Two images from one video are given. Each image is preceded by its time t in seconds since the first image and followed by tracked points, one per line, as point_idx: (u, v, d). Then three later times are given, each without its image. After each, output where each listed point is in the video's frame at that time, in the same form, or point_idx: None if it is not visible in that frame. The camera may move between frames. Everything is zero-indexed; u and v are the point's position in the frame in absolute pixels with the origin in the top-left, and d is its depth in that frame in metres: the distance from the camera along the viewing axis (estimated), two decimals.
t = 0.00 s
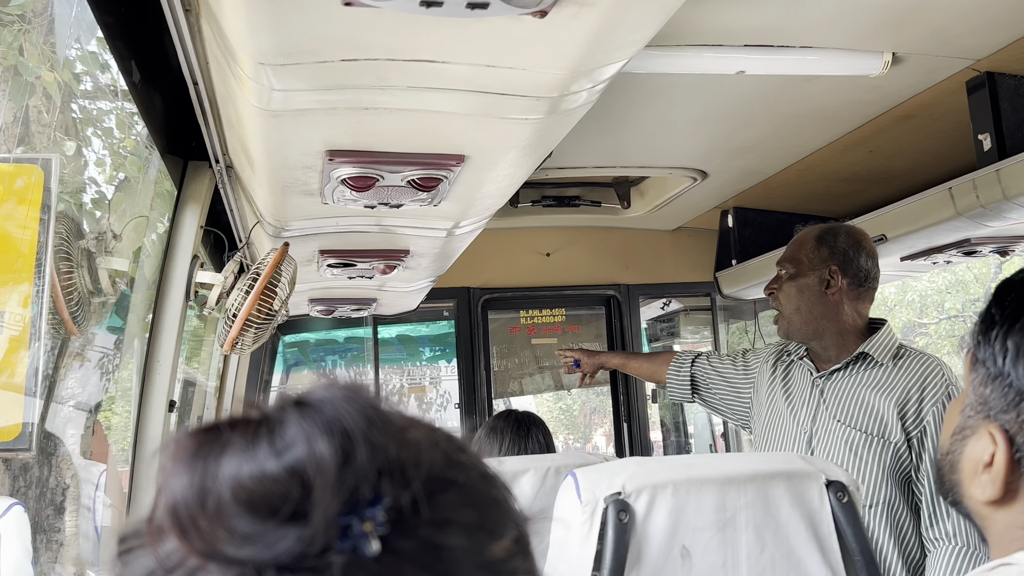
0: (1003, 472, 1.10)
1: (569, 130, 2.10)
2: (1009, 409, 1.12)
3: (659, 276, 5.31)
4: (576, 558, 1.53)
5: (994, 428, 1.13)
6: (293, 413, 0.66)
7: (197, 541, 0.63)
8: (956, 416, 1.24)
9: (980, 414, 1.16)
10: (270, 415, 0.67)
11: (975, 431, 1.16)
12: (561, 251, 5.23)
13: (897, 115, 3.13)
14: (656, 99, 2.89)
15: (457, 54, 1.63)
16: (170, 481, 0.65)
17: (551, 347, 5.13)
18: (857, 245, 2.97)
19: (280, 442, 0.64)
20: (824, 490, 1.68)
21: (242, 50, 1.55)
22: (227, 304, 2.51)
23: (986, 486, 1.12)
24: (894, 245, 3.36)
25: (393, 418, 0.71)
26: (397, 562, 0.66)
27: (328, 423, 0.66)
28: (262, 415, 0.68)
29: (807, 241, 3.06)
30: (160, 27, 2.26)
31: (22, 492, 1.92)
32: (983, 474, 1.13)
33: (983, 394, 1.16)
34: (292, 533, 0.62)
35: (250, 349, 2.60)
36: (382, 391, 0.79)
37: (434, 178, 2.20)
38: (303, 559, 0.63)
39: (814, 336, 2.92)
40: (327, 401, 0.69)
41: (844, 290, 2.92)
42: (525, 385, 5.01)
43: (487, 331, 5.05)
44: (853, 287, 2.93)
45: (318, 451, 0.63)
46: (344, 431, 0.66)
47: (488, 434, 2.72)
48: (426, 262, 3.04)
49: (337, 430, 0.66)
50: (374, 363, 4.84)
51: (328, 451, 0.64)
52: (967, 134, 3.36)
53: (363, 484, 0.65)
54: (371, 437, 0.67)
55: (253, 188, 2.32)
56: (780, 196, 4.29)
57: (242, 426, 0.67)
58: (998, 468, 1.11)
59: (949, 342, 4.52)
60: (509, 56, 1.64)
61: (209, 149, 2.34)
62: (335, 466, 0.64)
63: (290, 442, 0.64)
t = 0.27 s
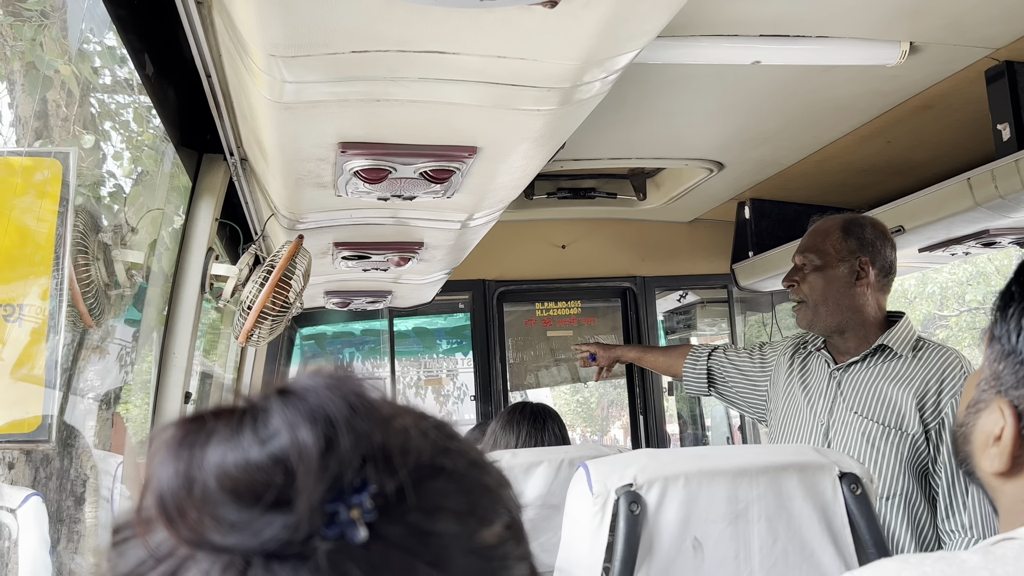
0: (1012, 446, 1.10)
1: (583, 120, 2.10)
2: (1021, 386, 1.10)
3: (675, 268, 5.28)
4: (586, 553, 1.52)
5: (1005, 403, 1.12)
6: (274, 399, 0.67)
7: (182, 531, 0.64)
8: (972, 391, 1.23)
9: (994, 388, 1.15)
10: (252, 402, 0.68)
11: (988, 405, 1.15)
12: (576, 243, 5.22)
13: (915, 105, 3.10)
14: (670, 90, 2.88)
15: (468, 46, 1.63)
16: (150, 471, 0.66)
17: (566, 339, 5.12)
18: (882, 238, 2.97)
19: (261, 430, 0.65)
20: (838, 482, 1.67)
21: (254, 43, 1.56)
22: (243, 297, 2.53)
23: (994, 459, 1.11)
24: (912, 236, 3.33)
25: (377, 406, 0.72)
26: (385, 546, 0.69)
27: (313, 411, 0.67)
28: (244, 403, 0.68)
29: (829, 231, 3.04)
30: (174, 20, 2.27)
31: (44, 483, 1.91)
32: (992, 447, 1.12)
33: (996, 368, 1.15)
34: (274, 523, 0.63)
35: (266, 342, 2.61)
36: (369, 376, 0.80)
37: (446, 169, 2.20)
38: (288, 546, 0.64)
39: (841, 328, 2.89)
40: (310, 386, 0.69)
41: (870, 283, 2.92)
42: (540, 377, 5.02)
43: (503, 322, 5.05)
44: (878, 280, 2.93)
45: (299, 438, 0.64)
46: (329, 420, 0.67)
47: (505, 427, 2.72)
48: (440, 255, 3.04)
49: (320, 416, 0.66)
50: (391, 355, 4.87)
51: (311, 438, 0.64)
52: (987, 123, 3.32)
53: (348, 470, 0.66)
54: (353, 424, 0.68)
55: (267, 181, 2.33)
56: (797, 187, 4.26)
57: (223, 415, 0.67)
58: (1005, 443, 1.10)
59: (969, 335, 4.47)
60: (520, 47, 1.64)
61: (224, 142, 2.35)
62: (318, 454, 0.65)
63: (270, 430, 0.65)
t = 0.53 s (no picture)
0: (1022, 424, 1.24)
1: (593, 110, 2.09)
2: None
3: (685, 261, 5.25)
4: (597, 542, 1.53)
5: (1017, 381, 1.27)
6: (273, 396, 0.69)
7: (179, 524, 0.66)
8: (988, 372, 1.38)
9: (1008, 368, 1.30)
10: (253, 401, 0.70)
11: (1002, 384, 1.30)
12: (586, 236, 5.22)
13: (928, 95, 3.07)
14: (681, 81, 2.86)
15: (479, 35, 1.62)
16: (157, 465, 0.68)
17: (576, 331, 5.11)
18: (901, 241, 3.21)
19: (261, 425, 0.67)
20: (850, 472, 1.66)
21: (263, 33, 1.55)
22: (253, 289, 2.53)
23: (1006, 436, 1.26)
24: (925, 226, 3.30)
25: (372, 398, 0.73)
26: (385, 538, 0.68)
27: (305, 405, 0.69)
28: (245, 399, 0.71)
29: (867, 221, 3.13)
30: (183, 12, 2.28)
31: (55, 477, 1.91)
32: (1005, 425, 1.26)
33: (1011, 349, 1.30)
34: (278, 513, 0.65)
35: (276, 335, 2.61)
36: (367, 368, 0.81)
37: (456, 160, 2.20)
38: (285, 540, 0.65)
39: (861, 319, 2.96)
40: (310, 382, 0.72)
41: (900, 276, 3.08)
42: (551, 370, 5.01)
43: (512, 316, 5.04)
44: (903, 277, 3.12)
45: (299, 431, 0.66)
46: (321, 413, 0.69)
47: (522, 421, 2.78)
48: (450, 247, 3.04)
49: (319, 410, 0.69)
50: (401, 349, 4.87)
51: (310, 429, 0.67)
52: (1001, 113, 3.30)
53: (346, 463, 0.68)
54: (345, 417, 0.69)
55: (276, 173, 2.33)
56: (809, 179, 4.23)
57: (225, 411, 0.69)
58: (1017, 419, 1.24)
59: (983, 327, 4.41)
60: (530, 36, 1.63)
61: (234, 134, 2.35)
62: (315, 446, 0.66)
63: (270, 425, 0.67)
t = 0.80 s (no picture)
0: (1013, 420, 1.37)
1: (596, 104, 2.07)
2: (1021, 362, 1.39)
3: (689, 258, 5.22)
4: (602, 540, 1.51)
5: (1007, 378, 1.40)
6: (252, 398, 0.84)
7: (179, 512, 0.83)
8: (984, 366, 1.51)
9: (999, 365, 1.44)
10: (235, 402, 0.86)
11: (992, 381, 1.43)
12: (589, 233, 5.20)
13: (935, 89, 3.04)
14: (685, 75, 2.84)
15: (479, 29, 1.60)
16: (160, 465, 0.85)
17: (579, 330, 5.05)
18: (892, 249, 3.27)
19: (242, 428, 0.83)
20: (858, 469, 1.64)
21: (262, 27, 1.53)
22: (253, 287, 2.51)
23: (999, 433, 1.39)
24: (931, 222, 3.28)
25: (355, 399, 0.88)
26: (375, 537, 0.84)
27: (288, 410, 0.83)
28: (229, 401, 0.87)
29: (880, 219, 3.16)
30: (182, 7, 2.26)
31: (54, 477, 1.89)
32: (997, 421, 1.39)
33: (1001, 346, 1.44)
34: (264, 512, 0.80)
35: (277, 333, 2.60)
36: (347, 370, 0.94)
37: (457, 156, 2.18)
38: (274, 538, 0.81)
39: (874, 314, 2.96)
40: (288, 382, 0.87)
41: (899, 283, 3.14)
42: (554, 369, 4.97)
43: (515, 316, 5.01)
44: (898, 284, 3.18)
45: (275, 434, 0.81)
46: (302, 417, 0.83)
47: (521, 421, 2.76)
48: (452, 244, 3.02)
49: (296, 413, 0.83)
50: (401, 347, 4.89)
51: (287, 433, 0.81)
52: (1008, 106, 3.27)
53: (329, 463, 0.83)
54: (326, 420, 0.84)
55: (276, 170, 2.31)
56: (814, 174, 4.21)
57: (209, 413, 0.86)
58: (1008, 417, 1.38)
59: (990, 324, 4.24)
60: (532, 29, 1.61)
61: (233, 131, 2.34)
62: (295, 448, 0.81)
63: (250, 427, 0.83)
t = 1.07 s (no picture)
0: (969, 421, 1.35)
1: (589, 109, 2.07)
2: (976, 366, 1.37)
3: (686, 262, 5.22)
4: (594, 545, 1.50)
5: (964, 383, 1.38)
6: (232, 400, 0.86)
7: (160, 514, 0.84)
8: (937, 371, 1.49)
9: (955, 371, 1.41)
10: (216, 404, 0.87)
11: (949, 386, 1.41)
12: (586, 237, 5.20)
13: (929, 92, 3.05)
14: (679, 80, 2.85)
15: (471, 33, 1.60)
16: (144, 466, 0.86)
17: (579, 340, 5.04)
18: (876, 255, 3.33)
19: (223, 429, 0.84)
20: (850, 472, 1.64)
21: (254, 33, 1.53)
22: (248, 292, 2.52)
23: (958, 439, 1.37)
24: (926, 225, 3.28)
25: (335, 400, 0.90)
26: (356, 538, 0.84)
27: (268, 411, 0.85)
28: (211, 402, 0.88)
29: (867, 223, 3.22)
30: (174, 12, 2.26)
31: (50, 483, 1.89)
32: (955, 426, 1.38)
33: (956, 350, 1.41)
34: (244, 511, 0.81)
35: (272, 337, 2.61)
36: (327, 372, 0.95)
37: (451, 160, 2.18)
38: (254, 537, 0.82)
39: (862, 320, 3.01)
40: (269, 383, 0.88)
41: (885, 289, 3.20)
42: (551, 373, 4.97)
43: (510, 321, 4.99)
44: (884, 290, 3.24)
45: (255, 434, 0.82)
46: (281, 418, 0.85)
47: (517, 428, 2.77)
48: (447, 249, 3.02)
49: (276, 414, 0.85)
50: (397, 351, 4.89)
51: (266, 434, 0.82)
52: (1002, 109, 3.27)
53: (308, 463, 0.84)
54: (306, 421, 0.85)
55: (270, 175, 2.31)
56: (810, 177, 4.21)
57: (190, 414, 0.87)
58: (966, 421, 1.36)
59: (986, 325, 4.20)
60: (524, 34, 1.61)
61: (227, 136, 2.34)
62: (274, 448, 0.82)
63: (231, 428, 0.84)
